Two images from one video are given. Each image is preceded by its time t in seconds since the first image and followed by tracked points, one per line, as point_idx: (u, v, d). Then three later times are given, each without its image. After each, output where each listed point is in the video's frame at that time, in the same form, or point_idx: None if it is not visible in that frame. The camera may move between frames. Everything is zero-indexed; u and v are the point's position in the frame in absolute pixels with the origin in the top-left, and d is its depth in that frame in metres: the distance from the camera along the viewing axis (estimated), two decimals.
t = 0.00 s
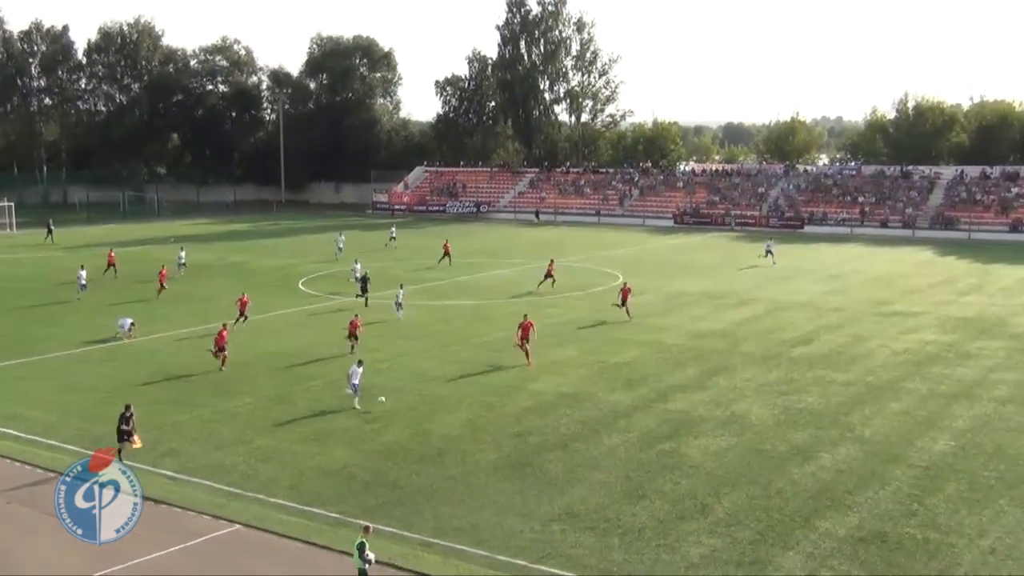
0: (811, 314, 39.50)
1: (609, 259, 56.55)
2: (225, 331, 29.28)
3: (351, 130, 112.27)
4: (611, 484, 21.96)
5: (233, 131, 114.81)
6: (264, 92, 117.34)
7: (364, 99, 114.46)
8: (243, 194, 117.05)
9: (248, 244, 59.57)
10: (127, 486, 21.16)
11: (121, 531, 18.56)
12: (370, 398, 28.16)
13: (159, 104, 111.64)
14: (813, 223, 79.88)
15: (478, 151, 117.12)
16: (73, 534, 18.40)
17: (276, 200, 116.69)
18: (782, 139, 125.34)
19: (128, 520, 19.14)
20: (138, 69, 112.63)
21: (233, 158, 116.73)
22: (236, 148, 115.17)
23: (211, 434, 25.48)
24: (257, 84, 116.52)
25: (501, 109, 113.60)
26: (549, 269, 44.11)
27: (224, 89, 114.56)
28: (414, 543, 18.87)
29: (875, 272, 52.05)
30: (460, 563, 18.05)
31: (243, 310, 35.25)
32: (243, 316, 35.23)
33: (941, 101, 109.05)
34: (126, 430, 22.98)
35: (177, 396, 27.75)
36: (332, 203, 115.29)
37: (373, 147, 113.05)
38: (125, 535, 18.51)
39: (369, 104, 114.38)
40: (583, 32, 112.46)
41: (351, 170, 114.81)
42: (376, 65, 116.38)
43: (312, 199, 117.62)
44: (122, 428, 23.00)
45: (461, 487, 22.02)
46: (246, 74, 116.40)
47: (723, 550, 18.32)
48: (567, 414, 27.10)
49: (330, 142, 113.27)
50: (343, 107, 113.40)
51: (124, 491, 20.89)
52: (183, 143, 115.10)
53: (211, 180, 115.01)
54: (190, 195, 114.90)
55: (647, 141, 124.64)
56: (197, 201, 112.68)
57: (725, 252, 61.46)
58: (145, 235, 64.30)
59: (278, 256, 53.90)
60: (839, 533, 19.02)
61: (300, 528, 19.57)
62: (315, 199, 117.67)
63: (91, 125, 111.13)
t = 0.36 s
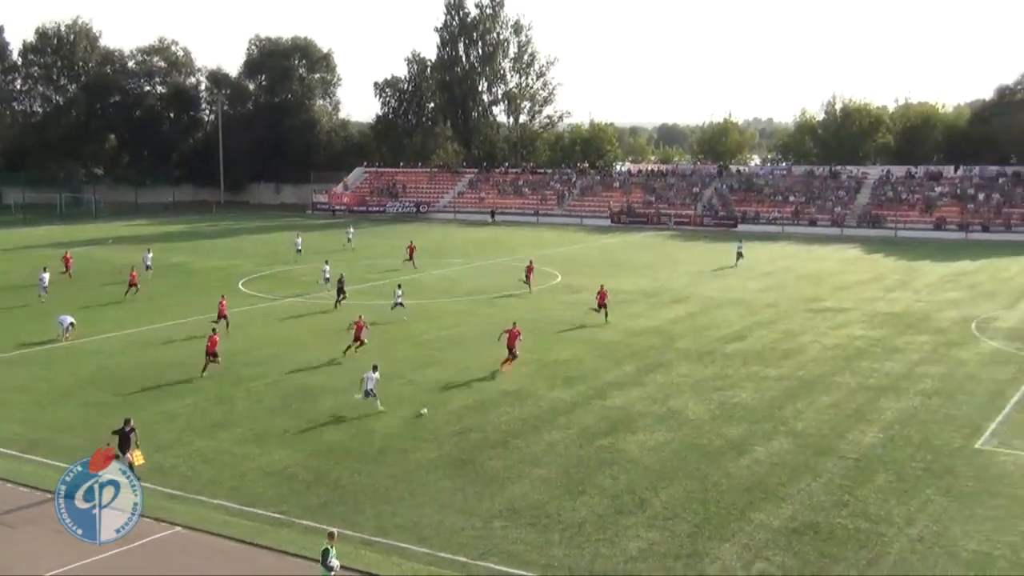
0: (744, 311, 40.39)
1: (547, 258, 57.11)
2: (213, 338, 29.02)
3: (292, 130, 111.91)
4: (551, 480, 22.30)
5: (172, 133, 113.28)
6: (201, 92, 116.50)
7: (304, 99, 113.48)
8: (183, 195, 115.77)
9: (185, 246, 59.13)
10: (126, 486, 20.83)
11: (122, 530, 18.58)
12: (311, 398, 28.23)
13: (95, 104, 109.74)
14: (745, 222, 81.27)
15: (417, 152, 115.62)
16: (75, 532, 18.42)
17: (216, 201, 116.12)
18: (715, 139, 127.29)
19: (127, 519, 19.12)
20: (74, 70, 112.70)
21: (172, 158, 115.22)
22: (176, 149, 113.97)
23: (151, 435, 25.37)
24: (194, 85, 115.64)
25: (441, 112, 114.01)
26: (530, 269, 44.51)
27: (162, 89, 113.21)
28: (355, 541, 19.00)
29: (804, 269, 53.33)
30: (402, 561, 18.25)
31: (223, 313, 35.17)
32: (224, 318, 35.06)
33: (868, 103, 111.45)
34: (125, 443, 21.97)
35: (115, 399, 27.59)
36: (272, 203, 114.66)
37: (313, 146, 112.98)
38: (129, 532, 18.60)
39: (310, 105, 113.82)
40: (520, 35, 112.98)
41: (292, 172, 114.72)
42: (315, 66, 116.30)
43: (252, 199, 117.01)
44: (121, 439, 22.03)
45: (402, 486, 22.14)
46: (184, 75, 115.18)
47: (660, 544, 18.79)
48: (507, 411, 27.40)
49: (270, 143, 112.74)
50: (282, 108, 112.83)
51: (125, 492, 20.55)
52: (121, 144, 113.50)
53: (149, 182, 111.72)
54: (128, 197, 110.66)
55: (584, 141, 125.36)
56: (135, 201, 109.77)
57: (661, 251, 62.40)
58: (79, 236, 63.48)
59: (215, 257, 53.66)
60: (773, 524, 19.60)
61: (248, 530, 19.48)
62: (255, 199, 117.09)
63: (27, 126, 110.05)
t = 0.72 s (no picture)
0: (681, 308, 40.79)
1: (485, 257, 57.16)
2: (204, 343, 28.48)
3: (226, 129, 110.55)
4: (490, 479, 22.30)
5: (103, 132, 111.09)
6: (133, 91, 114.66)
7: (237, 98, 112.60)
8: (114, 195, 113.56)
9: (117, 246, 58.26)
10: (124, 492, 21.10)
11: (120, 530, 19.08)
12: (247, 400, 27.95)
13: (23, 102, 107.31)
14: (681, 221, 81.95)
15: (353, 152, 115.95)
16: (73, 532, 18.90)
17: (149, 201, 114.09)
18: (651, 138, 128.30)
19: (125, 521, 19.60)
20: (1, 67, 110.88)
21: (103, 157, 112.97)
22: (107, 148, 111.63)
23: (83, 438, 24.94)
24: (126, 83, 113.88)
25: (378, 110, 113.51)
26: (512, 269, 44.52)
27: (92, 88, 111.25)
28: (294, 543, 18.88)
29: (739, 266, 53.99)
30: (342, 562, 18.16)
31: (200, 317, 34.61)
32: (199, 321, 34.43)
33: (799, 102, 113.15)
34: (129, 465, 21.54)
35: (47, 403, 27.08)
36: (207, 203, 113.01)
37: (248, 144, 111.86)
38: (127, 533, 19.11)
39: (244, 103, 112.75)
40: (456, 34, 112.90)
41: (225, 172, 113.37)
42: (248, 64, 115.07)
43: (185, 198, 115.20)
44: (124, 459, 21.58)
45: (342, 487, 22.02)
46: (115, 73, 113.39)
47: (600, 541, 18.92)
48: (446, 410, 27.35)
49: (204, 142, 111.13)
50: (216, 106, 111.51)
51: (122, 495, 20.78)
52: (50, 143, 111.19)
53: (79, 182, 109.62)
54: (58, 197, 108.38)
55: (520, 140, 125.20)
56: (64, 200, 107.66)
57: (598, 249, 62.73)
58: (7, 237, 62.23)
59: (148, 258, 52.92)
60: (711, 519, 19.82)
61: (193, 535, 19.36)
62: (189, 199, 115.34)
63: None
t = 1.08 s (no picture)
0: (617, 305, 41.07)
1: (422, 255, 57.00)
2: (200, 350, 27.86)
3: (156, 127, 108.85)
4: (427, 479, 22.25)
5: (28, 131, 108.61)
6: (59, 88, 112.58)
7: (167, 95, 111.18)
8: (41, 194, 110.85)
9: (45, 246, 57.14)
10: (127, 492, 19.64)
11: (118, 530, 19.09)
12: (180, 402, 27.57)
13: None
14: (616, 219, 82.58)
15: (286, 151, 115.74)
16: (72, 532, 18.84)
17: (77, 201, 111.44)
18: (585, 136, 129.02)
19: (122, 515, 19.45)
20: None
21: (27, 156, 110.20)
22: (32, 147, 108.97)
23: (11, 443, 24.38)
24: (52, 80, 111.74)
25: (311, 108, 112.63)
26: (497, 268, 44.08)
27: (17, 85, 108.99)
28: (227, 548, 18.64)
29: (673, 263, 54.52)
30: (279, 565, 18.00)
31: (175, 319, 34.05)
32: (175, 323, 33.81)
33: (731, 100, 113.42)
34: (140, 475, 19.88)
35: None
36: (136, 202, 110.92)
37: (179, 142, 110.31)
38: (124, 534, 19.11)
39: (174, 101, 111.35)
40: (391, 32, 112.53)
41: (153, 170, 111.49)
42: (179, 61, 113.78)
43: (115, 197, 112.84)
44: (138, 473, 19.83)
45: (277, 488, 21.82)
46: (40, 70, 111.34)
47: (538, 538, 18.98)
48: (383, 409, 27.25)
49: (134, 139, 109.10)
50: (145, 103, 109.82)
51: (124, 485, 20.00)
52: None
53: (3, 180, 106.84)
54: None
55: (455, 139, 125.07)
56: None
57: (535, 247, 62.89)
58: None
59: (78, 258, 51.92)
60: (647, 514, 19.99)
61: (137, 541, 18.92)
62: (119, 197, 113.09)
63: None
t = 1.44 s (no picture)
0: (552, 298, 41.23)
1: (358, 250, 56.67)
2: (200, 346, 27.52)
3: (84, 120, 106.61)
4: (365, 474, 22.15)
5: None
6: None
7: (94, 89, 108.87)
8: None
9: None
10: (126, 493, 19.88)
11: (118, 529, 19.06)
12: (112, 401, 27.10)
13: None
14: (552, 212, 82.81)
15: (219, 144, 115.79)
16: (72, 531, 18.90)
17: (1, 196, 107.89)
18: (520, 129, 129.21)
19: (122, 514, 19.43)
20: None
21: None
22: None
23: None
24: None
25: (243, 102, 111.35)
26: (482, 262, 44.22)
27: None
28: (162, 548, 18.40)
29: (608, 255, 54.86)
30: (215, 565, 17.79)
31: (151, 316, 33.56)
32: (152, 319, 33.35)
33: (664, 94, 114.24)
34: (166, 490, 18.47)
35: None
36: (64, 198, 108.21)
37: (107, 136, 108.21)
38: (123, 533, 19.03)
39: (102, 95, 109.13)
40: (324, 25, 111.58)
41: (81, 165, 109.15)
42: (106, 53, 111.55)
43: (41, 192, 109.91)
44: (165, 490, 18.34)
45: (212, 487, 21.56)
46: None
47: (476, 531, 18.99)
48: (319, 405, 27.07)
49: (60, 133, 106.70)
50: (72, 97, 107.37)
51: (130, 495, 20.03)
52: None
53: None
54: None
55: (390, 132, 124.41)
56: None
57: (471, 241, 62.83)
58: None
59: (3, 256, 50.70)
60: (584, 506, 20.10)
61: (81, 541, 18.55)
62: (46, 193, 110.03)
63: None
